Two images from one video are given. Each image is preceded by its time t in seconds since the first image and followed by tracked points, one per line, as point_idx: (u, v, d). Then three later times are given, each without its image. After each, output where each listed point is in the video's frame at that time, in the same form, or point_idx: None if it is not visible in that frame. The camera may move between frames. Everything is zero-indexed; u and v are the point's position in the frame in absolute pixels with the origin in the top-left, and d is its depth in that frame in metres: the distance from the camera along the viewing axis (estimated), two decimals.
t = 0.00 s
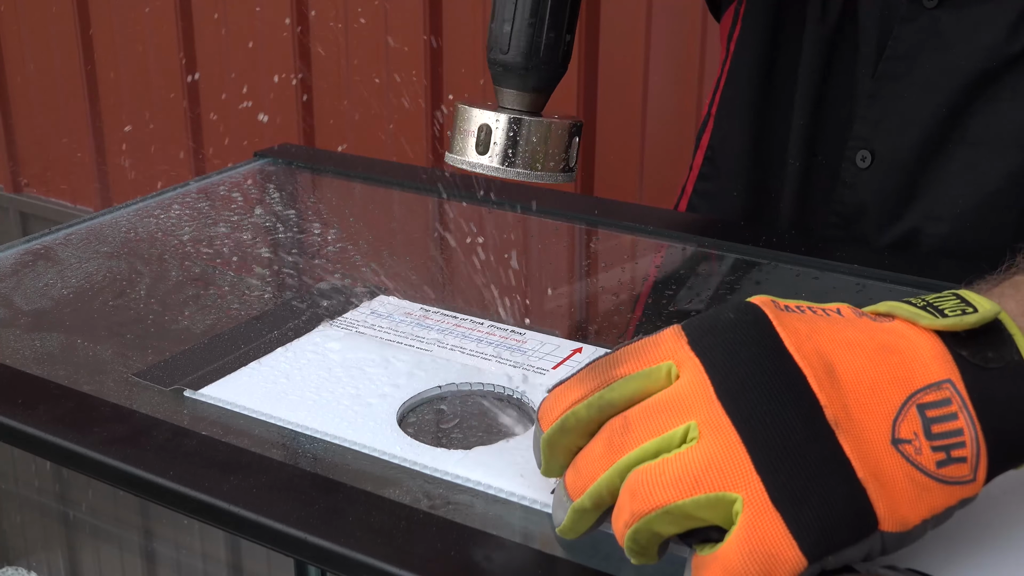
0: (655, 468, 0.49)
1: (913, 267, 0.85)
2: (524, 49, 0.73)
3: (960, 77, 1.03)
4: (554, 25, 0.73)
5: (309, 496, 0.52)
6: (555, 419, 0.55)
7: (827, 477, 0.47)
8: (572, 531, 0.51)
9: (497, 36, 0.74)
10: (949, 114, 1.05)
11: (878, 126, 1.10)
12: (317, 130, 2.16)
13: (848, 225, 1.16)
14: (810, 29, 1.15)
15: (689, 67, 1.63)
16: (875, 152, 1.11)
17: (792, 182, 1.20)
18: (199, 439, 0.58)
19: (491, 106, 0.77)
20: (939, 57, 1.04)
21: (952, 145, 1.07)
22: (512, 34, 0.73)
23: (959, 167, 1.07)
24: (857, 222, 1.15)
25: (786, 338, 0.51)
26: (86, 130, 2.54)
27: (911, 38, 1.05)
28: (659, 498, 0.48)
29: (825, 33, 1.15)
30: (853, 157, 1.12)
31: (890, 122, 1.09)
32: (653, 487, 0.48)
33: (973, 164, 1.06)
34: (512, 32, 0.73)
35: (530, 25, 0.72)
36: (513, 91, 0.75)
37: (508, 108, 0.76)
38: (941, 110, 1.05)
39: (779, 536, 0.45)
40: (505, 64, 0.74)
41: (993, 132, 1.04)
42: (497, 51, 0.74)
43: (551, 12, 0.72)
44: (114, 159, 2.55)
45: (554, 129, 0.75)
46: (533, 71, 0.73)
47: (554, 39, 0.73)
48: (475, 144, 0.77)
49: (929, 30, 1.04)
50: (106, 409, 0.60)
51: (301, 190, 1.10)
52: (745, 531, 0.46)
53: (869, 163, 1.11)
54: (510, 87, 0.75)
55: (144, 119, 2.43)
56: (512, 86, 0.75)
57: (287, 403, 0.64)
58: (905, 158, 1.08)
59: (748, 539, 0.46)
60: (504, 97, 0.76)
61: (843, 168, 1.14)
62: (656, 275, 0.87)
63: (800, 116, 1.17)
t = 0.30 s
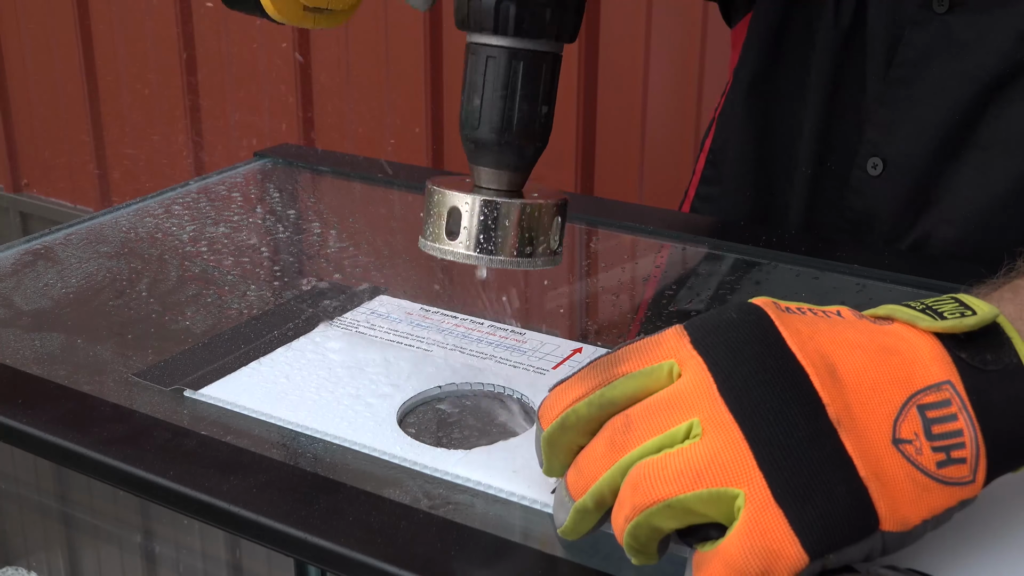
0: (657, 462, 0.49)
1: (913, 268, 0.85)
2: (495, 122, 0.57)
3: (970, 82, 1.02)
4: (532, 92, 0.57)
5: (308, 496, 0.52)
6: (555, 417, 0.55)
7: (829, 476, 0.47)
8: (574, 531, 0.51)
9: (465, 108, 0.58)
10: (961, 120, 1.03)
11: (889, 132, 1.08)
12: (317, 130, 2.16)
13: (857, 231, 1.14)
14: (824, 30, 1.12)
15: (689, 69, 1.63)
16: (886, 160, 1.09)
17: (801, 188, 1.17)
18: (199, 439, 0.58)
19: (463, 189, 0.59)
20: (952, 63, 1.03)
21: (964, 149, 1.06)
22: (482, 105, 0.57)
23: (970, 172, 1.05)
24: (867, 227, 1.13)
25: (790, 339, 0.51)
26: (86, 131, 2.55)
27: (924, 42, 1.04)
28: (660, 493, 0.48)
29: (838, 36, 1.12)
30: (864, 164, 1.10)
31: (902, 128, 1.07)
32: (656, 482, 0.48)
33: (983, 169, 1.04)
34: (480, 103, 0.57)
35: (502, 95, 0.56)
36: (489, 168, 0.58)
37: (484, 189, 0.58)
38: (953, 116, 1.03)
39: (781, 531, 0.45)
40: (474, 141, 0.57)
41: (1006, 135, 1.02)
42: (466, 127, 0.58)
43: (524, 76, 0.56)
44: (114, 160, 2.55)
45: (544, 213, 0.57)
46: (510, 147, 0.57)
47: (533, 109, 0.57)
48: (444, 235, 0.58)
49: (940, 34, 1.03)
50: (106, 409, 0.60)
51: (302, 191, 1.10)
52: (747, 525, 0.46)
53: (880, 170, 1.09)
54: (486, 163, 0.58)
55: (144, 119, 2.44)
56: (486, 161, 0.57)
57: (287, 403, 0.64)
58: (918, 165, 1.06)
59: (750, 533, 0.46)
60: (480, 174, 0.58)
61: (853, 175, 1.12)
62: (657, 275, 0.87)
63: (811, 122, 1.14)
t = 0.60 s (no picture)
0: (662, 470, 0.48)
1: (913, 269, 0.85)
2: (471, 227, 0.59)
3: (990, 96, 0.94)
4: (507, 196, 0.59)
5: (308, 497, 0.52)
6: (559, 415, 0.54)
7: (834, 480, 0.47)
8: (575, 534, 0.51)
9: (443, 210, 0.60)
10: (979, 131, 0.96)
11: (905, 145, 1.00)
12: (317, 129, 2.16)
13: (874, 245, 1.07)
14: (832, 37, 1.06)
15: (689, 70, 1.63)
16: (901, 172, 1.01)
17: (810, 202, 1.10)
18: (199, 439, 0.58)
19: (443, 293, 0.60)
20: (964, 78, 0.96)
21: (981, 160, 0.99)
22: (458, 209, 0.59)
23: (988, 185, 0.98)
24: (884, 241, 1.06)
25: (795, 347, 0.50)
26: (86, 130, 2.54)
27: (938, 54, 0.96)
28: (668, 500, 0.48)
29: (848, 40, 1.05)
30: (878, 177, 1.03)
31: (917, 142, 0.99)
32: (662, 489, 0.48)
33: (1004, 184, 0.97)
34: (456, 208, 0.59)
35: (476, 200, 0.58)
36: (468, 272, 0.59)
37: (464, 291, 0.60)
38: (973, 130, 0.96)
39: (786, 535, 0.46)
40: (452, 243, 0.59)
41: None
42: (443, 230, 0.60)
43: (498, 180, 0.58)
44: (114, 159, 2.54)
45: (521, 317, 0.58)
46: (486, 251, 0.58)
47: (509, 213, 0.59)
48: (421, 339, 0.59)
49: (955, 44, 0.96)
50: (106, 409, 0.60)
51: (302, 190, 1.10)
52: (752, 528, 0.46)
53: (895, 183, 1.02)
54: (464, 266, 0.59)
55: (144, 118, 2.44)
56: (466, 264, 0.59)
57: (287, 402, 0.64)
58: (934, 181, 0.99)
59: (755, 535, 0.46)
60: (460, 276, 0.60)
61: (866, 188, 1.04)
62: (659, 276, 0.87)
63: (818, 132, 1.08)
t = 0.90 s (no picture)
0: (663, 473, 0.48)
1: (912, 268, 0.85)
2: (466, 276, 0.60)
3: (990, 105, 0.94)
4: (500, 245, 0.60)
5: (307, 497, 0.52)
6: (558, 414, 0.54)
7: (834, 477, 0.47)
8: (575, 534, 0.51)
9: (438, 257, 0.62)
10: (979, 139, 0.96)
11: (905, 152, 1.00)
12: (317, 130, 2.16)
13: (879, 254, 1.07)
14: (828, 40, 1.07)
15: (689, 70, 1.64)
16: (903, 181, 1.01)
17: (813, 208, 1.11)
18: (198, 439, 0.58)
19: (440, 336, 0.62)
20: (964, 84, 0.96)
21: (981, 166, 0.99)
22: (453, 257, 0.60)
23: (990, 192, 0.97)
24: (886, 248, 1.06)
25: (796, 344, 0.50)
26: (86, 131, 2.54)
27: (937, 60, 0.96)
28: (670, 503, 0.48)
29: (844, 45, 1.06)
30: (879, 186, 1.03)
31: (918, 149, 0.99)
32: (663, 493, 0.48)
33: (1005, 194, 0.95)
34: (451, 256, 0.60)
35: (471, 249, 0.60)
36: (465, 316, 0.62)
37: (461, 333, 0.62)
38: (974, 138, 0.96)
39: (786, 532, 0.45)
40: (448, 291, 0.61)
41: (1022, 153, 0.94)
42: (440, 276, 0.61)
43: (492, 230, 0.60)
44: (115, 159, 2.55)
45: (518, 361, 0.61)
46: (481, 297, 0.60)
47: (503, 260, 0.61)
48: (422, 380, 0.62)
49: (953, 51, 0.96)
50: (107, 409, 0.60)
51: (303, 189, 1.10)
52: (752, 525, 0.46)
53: (897, 192, 1.01)
54: (462, 311, 0.61)
55: (145, 119, 2.44)
56: (463, 310, 0.61)
57: (286, 402, 0.64)
58: (936, 188, 0.99)
59: (755, 534, 0.46)
60: (457, 318, 0.62)
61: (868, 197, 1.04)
62: (658, 277, 0.86)
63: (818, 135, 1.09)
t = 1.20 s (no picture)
0: (664, 474, 0.48)
1: (911, 268, 0.85)
2: (453, 311, 0.60)
3: (986, 109, 0.94)
4: (487, 279, 0.60)
5: (306, 497, 0.52)
6: (558, 413, 0.54)
7: (833, 478, 0.47)
8: (576, 535, 0.51)
9: (426, 292, 0.62)
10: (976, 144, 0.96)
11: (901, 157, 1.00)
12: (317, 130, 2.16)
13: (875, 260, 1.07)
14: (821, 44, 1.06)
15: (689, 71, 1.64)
16: (899, 186, 1.01)
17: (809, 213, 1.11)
18: (198, 440, 0.58)
19: (427, 369, 0.62)
20: (963, 87, 0.96)
21: (978, 170, 0.98)
22: (440, 293, 0.60)
23: (986, 196, 0.98)
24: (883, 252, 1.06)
25: (797, 345, 0.50)
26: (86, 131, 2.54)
27: (932, 65, 0.96)
28: (670, 504, 0.48)
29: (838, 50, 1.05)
30: (875, 190, 1.03)
31: (914, 153, 0.99)
32: (664, 493, 0.48)
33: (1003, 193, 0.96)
34: (438, 291, 0.60)
35: (458, 285, 0.60)
36: (452, 348, 0.62)
37: (450, 365, 0.63)
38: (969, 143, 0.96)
39: (788, 532, 0.45)
40: (435, 326, 0.61)
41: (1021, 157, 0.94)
42: (427, 310, 0.61)
43: (478, 266, 0.59)
44: (115, 159, 2.55)
45: (508, 390, 0.61)
46: (470, 331, 0.60)
47: (491, 294, 0.60)
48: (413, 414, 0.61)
49: (949, 56, 0.95)
50: (106, 409, 0.60)
51: (303, 189, 1.10)
52: (755, 524, 0.46)
53: (892, 198, 1.01)
54: (450, 345, 0.62)
55: (144, 119, 2.43)
56: (450, 344, 0.62)
57: (286, 402, 0.64)
58: (933, 194, 0.99)
59: (757, 534, 0.46)
60: (445, 351, 0.63)
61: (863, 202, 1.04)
62: (658, 278, 0.86)
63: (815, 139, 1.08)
